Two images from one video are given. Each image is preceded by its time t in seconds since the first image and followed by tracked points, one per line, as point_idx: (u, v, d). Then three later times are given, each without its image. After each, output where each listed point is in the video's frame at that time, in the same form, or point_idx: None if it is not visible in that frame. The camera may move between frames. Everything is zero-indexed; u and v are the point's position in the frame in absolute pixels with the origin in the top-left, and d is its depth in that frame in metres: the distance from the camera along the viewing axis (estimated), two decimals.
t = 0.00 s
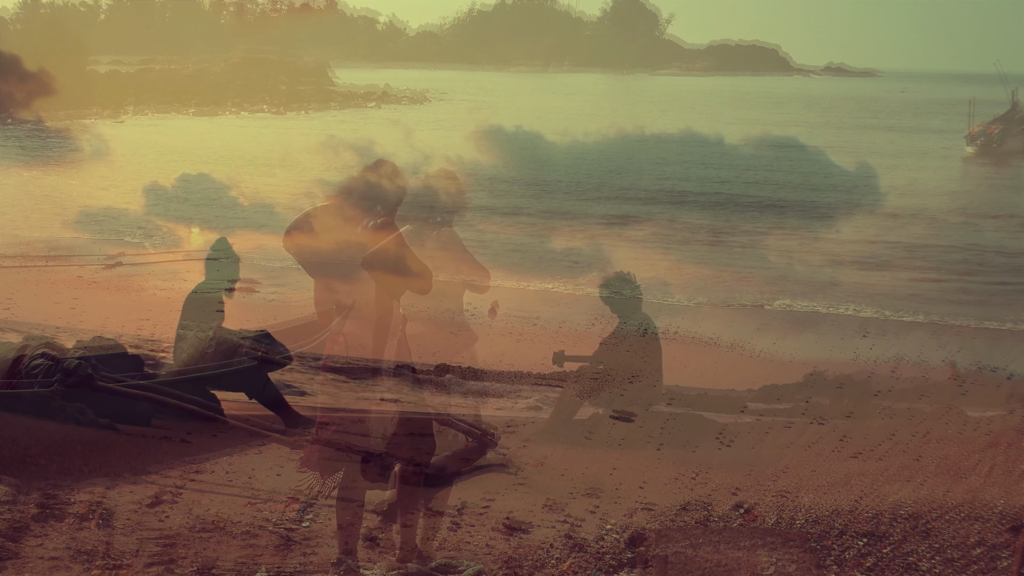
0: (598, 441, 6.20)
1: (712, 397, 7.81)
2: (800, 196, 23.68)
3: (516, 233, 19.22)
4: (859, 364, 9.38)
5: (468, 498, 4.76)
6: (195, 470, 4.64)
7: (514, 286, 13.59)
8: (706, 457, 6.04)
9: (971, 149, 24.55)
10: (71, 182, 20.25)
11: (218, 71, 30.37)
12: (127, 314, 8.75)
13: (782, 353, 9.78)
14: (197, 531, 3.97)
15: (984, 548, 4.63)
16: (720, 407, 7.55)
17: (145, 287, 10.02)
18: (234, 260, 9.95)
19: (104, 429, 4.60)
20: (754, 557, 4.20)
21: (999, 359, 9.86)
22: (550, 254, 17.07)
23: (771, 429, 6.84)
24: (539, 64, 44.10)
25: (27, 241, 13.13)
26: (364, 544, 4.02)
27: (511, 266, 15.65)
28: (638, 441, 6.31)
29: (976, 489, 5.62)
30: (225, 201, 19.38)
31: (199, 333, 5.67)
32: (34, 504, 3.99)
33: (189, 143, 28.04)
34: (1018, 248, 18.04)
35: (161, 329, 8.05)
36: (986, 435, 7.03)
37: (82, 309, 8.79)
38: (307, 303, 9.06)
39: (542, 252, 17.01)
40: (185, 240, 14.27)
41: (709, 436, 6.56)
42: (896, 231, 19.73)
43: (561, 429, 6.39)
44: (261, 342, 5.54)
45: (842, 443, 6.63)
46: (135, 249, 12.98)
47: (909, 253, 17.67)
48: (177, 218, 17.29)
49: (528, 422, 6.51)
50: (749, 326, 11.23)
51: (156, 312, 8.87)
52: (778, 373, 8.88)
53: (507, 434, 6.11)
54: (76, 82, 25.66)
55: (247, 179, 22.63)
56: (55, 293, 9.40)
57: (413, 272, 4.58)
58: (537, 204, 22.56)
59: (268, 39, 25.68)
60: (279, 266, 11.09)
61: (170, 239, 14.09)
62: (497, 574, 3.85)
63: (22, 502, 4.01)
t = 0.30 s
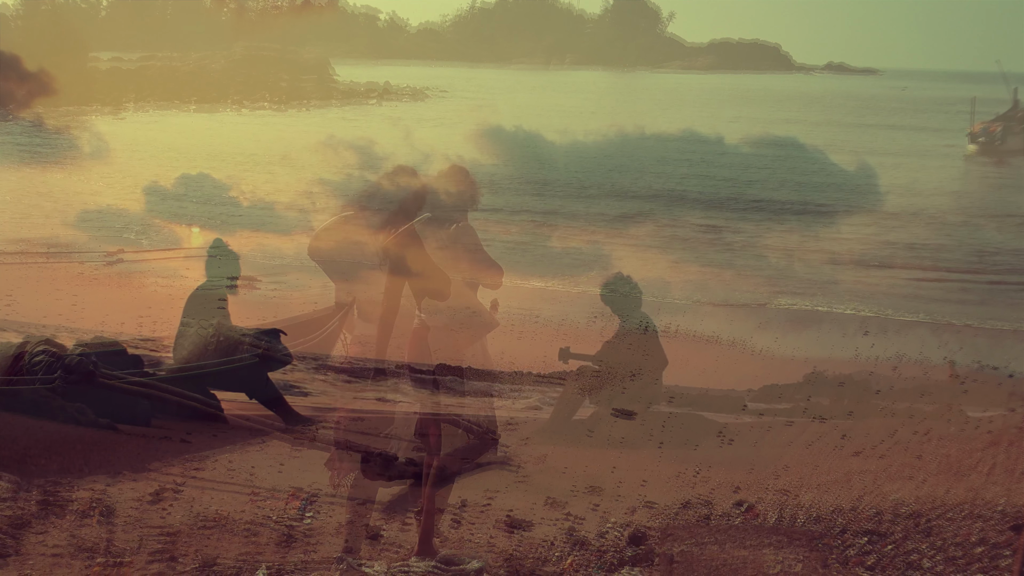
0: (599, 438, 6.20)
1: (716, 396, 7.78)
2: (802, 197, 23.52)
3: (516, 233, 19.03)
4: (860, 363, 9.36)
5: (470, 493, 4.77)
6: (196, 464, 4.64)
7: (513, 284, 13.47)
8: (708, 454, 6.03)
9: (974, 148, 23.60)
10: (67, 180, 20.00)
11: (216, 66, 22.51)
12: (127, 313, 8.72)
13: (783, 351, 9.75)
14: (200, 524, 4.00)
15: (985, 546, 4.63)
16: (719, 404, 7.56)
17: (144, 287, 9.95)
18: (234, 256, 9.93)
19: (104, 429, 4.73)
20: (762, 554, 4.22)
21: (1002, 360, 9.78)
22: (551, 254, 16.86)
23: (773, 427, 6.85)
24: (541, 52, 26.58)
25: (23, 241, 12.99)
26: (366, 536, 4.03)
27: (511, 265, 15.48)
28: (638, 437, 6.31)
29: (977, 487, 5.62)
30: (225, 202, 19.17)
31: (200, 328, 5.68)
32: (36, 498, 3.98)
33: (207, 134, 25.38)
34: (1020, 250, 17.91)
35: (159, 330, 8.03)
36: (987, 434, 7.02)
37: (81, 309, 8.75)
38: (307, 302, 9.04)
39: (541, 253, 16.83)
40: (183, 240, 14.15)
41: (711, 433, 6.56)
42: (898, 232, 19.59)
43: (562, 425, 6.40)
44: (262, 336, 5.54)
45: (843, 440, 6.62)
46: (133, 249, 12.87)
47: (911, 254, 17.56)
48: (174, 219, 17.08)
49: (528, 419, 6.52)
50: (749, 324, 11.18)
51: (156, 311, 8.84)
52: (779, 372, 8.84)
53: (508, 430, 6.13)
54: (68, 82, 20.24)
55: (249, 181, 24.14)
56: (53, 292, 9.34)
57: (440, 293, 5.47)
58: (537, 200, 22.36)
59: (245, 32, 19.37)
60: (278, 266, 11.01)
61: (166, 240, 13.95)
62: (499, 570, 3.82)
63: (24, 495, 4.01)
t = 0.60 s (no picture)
0: (599, 436, 6.20)
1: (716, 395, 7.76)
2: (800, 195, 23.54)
3: (514, 230, 19.05)
4: (859, 361, 9.37)
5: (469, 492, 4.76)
6: (196, 462, 4.66)
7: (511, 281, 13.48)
8: (707, 453, 6.02)
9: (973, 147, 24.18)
10: (65, 176, 20.00)
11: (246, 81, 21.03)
12: (125, 311, 8.71)
13: (783, 350, 9.74)
14: (199, 520, 3.99)
15: (985, 545, 4.63)
16: (719, 404, 7.59)
17: (143, 285, 9.95)
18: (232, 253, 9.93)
19: (105, 429, 4.70)
20: (767, 552, 4.23)
21: (1001, 359, 9.77)
22: (549, 253, 16.78)
23: (772, 425, 6.85)
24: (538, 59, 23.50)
25: (20, 238, 12.90)
26: (365, 534, 4.01)
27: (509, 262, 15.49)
28: (637, 435, 6.32)
29: (977, 487, 5.61)
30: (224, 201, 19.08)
31: (200, 323, 5.59)
32: (35, 492, 3.99)
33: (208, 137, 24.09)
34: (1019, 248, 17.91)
35: (159, 328, 8.05)
36: (987, 432, 7.03)
37: (79, 308, 8.72)
38: (306, 301, 9.01)
39: (539, 251, 16.84)
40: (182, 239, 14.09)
41: (709, 432, 6.56)
42: (897, 231, 19.59)
43: (561, 423, 6.40)
44: (260, 335, 5.61)
45: (842, 439, 6.62)
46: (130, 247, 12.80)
47: (909, 253, 17.58)
48: (174, 216, 16.95)
49: (527, 417, 6.51)
50: (748, 322, 11.17)
51: (155, 309, 8.85)
52: (777, 371, 8.83)
53: (508, 428, 6.13)
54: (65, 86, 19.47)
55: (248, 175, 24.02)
56: (52, 290, 9.35)
57: (478, 306, 4.11)
58: (535, 197, 22.36)
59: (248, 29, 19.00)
60: (277, 265, 10.98)
61: (164, 237, 13.97)
62: (499, 567, 3.80)
63: (24, 489, 4.01)
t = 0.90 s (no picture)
0: (598, 436, 6.20)
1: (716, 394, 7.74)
2: (798, 193, 23.56)
3: (513, 228, 19.10)
4: (858, 360, 9.38)
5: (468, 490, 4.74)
6: (194, 461, 4.67)
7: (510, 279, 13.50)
8: (706, 453, 6.02)
9: (971, 146, 24.71)
10: (65, 174, 20.05)
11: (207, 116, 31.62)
12: (124, 310, 8.71)
13: (781, 349, 9.74)
14: (198, 520, 3.98)
15: (983, 545, 4.63)
16: (717, 403, 7.60)
17: (142, 283, 9.95)
18: (232, 252, 9.92)
19: (105, 429, 4.78)
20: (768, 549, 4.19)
21: (1000, 358, 9.77)
22: (549, 251, 16.83)
23: (771, 425, 6.86)
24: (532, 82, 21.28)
25: (20, 236, 12.95)
26: (364, 534, 3.99)
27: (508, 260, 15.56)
28: (636, 434, 6.32)
29: (975, 487, 5.62)
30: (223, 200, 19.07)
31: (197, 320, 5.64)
32: (34, 489, 3.98)
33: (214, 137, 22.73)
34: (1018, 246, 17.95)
35: (158, 327, 8.05)
36: (985, 432, 7.05)
37: (78, 307, 8.70)
38: (305, 300, 8.98)
39: (538, 249, 16.91)
40: (182, 238, 14.08)
41: (708, 431, 6.56)
42: (897, 229, 19.61)
43: (560, 422, 6.39)
44: (258, 334, 5.63)
45: (840, 439, 6.63)
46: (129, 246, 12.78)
47: (908, 252, 17.63)
48: (173, 215, 16.96)
49: (526, 417, 6.49)
50: (747, 321, 11.18)
51: (154, 309, 8.85)
52: (776, 370, 8.82)
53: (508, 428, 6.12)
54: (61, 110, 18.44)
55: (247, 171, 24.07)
56: (51, 288, 9.35)
57: (478, 306, 3.93)
58: (534, 195, 22.41)
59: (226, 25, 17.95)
60: (276, 264, 10.97)
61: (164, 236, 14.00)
62: (499, 566, 3.76)
63: (22, 486, 4.00)
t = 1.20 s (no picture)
0: (596, 435, 6.22)
1: (715, 394, 7.74)
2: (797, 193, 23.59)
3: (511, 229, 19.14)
4: (856, 359, 9.39)
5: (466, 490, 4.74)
6: (192, 462, 4.67)
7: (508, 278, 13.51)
8: (705, 452, 6.03)
9: (968, 145, 24.92)
10: (65, 175, 20.14)
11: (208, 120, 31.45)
12: (122, 310, 8.72)
13: (780, 348, 9.75)
14: (197, 521, 3.98)
15: (981, 544, 4.64)
16: (716, 402, 7.61)
17: (140, 283, 9.96)
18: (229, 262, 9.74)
19: (104, 429, 4.79)
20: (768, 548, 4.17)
21: (998, 357, 9.78)
22: (547, 251, 16.85)
23: (769, 424, 6.87)
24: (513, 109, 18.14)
25: (20, 236, 12.98)
26: (362, 534, 4.00)
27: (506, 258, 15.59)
28: (635, 434, 6.34)
29: (973, 486, 5.62)
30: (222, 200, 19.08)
31: (196, 321, 5.64)
32: (32, 490, 3.98)
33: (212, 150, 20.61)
34: (1016, 245, 17.96)
35: (156, 327, 8.07)
36: (983, 430, 7.06)
37: (76, 307, 8.71)
38: (303, 301, 8.97)
39: (537, 249, 16.94)
40: (181, 238, 14.06)
41: (706, 430, 6.56)
42: (895, 227, 19.63)
43: (558, 422, 6.41)
44: (257, 334, 5.62)
45: (839, 437, 6.64)
46: (128, 246, 12.76)
47: (906, 250, 17.65)
48: (173, 214, 16.99)
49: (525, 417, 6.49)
50: (746, 321, 11.18)
51: (152, 309, 8.86)
52: (774, 370, 8.82)
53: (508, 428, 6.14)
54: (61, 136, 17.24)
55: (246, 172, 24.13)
56: (50, 288, 9.37)
57: (479, 307, 3.85)
58: (533, 194, 22.44)
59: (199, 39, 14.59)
60: (275, 264, 10.98)
61: (163, 236, 14.04)
62: (498, 566, 3.76)
63: (21, 488, 4.00)
